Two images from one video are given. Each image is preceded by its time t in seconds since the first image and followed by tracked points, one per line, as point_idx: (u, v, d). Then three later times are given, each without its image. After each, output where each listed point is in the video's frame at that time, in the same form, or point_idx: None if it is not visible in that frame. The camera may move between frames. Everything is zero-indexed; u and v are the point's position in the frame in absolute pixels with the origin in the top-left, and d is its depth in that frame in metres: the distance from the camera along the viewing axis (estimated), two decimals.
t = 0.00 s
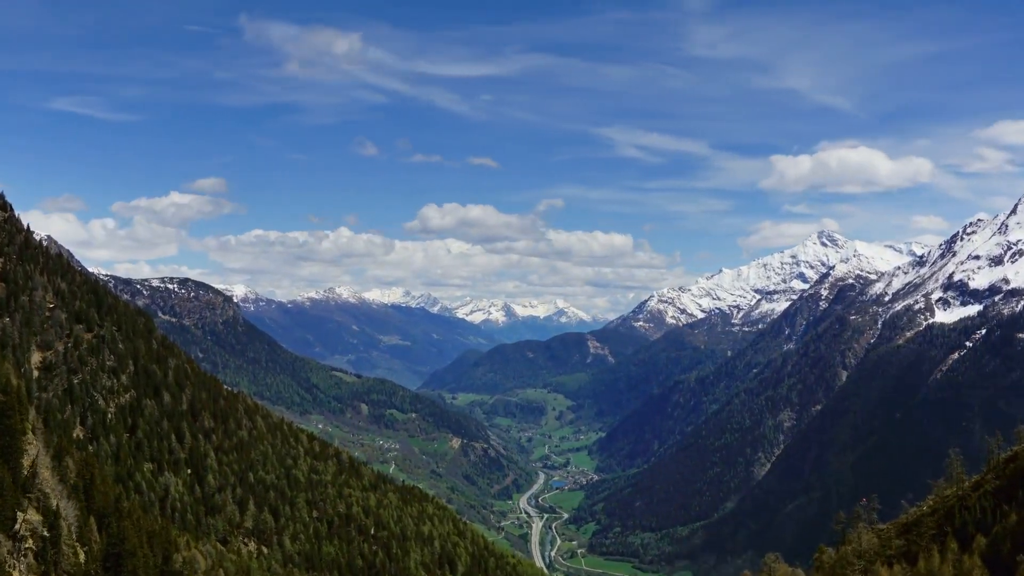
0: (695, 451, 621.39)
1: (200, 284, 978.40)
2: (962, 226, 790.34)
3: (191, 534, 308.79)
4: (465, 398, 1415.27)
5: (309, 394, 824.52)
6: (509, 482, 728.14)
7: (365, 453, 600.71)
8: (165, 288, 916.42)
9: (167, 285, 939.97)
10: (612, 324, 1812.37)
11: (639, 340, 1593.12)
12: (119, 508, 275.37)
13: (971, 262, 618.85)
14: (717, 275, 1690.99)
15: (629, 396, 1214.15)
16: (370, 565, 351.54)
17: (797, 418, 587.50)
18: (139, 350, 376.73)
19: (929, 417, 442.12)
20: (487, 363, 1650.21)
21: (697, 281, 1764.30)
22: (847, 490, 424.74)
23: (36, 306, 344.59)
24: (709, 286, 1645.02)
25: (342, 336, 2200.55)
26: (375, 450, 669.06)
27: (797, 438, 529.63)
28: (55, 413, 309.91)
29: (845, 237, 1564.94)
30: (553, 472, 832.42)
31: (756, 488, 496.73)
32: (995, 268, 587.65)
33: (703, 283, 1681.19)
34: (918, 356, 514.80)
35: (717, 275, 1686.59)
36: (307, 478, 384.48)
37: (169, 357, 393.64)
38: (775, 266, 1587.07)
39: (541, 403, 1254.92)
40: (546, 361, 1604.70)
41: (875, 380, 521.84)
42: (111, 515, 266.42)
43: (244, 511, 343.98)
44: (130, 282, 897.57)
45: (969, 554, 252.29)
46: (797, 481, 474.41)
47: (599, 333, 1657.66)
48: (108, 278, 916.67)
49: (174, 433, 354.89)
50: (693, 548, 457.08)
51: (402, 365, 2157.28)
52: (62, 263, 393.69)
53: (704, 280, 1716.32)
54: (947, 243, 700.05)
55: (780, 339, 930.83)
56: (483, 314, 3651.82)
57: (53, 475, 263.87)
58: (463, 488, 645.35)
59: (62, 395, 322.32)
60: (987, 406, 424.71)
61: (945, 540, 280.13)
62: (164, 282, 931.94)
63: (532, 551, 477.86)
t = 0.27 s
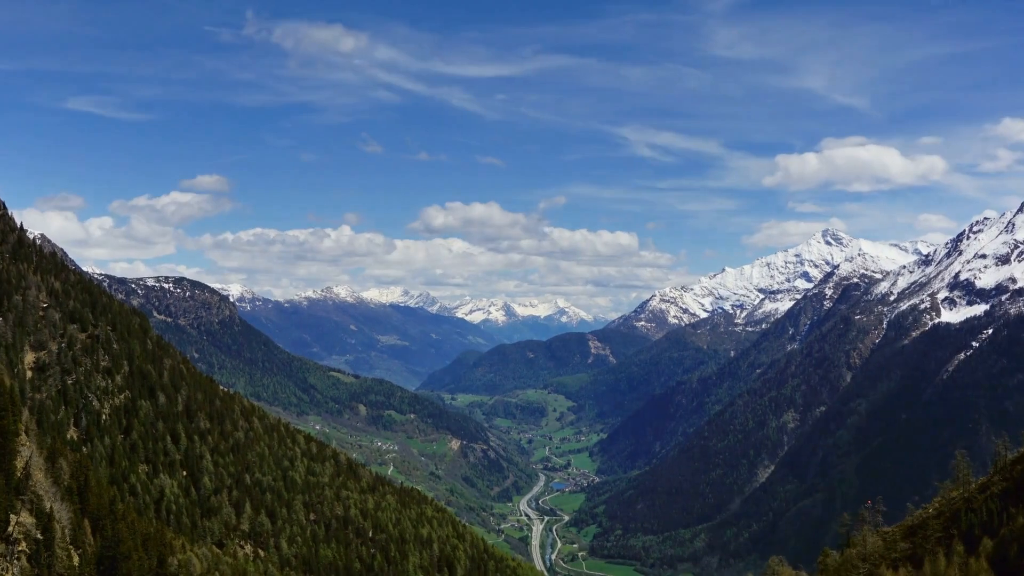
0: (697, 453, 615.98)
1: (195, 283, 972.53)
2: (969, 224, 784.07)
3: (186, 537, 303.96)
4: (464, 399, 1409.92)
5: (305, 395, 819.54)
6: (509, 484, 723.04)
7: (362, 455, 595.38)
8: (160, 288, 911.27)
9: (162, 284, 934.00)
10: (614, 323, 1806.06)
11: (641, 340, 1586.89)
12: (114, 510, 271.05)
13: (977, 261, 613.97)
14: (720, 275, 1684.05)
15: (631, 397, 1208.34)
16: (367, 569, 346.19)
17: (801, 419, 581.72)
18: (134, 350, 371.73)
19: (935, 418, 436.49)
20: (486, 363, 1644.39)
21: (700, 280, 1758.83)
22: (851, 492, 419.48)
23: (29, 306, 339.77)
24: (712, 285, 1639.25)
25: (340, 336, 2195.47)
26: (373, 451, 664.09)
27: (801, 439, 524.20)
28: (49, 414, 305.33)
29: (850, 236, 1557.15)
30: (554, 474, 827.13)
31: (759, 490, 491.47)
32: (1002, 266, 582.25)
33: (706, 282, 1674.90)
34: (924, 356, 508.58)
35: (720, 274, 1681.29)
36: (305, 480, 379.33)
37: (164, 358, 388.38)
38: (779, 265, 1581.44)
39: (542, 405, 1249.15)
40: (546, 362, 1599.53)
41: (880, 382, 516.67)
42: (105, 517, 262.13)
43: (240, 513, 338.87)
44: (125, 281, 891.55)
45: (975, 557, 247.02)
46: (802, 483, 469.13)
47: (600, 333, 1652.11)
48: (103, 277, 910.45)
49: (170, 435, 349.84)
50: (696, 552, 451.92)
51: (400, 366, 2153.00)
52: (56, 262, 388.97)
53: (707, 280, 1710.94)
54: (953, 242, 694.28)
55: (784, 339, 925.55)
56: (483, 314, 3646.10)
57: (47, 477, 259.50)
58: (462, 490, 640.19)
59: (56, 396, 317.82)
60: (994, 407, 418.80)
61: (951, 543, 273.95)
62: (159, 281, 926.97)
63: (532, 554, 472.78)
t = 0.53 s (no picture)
0: (700, 455, 610.59)
1: (190, 282, 966.25)
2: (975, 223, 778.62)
3: (182, 539, 299.31)
4: (463, 400, 1405.48)
5: (303, 396, 814.19)
6: (509, 486, 718.24)
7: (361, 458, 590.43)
8: (155, 286, 904.52)
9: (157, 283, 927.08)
10: (616, 323, 1800.53)
11: (643, 340, 1581.41)
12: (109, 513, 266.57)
13: (984, 260, 609.14)
14: (722, 274, 1678.03)
15: (632, 398, 1202.98)
16: (366, 571, 341.40)
17: (805, 420, 576.27)
18: (128, 351, 366.21)
19: (941, 419, 431.98)
20: (485, 364, 1638.70)
21: (703, 280, 1752.82)
22: (856, 494, 414.47)
23: (22, 305, 334.73)
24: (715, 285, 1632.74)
25: (337, 336, 2189.51)
26: (371, 453, 659.04)
27: (805, 440, 519.07)
28: (42, 415, 300.76)
29: (855, 235, 1550.29)
30: (554, 476, 822.04)
31: (764, 492, 486.31)
32: (1008, 265, 576.79)
33: (709, 282, 1669.11)
34: (929, 357, 503.73)
35: (723, 274, 1675.39)
36: (302, 482, 374.39)
37: (159, 358, 383.06)
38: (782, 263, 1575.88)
39: (542, 406, 1243.80)
40: (546, 362, 1594.00)
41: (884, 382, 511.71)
42: (99, 519, 257.63)
43: (236, 515, 333.92)
44: (119, 280, 884.68)
45: (982, 560, 241.56)
46: (806, 485, 464.10)
47: (602, 333, 1646.34)
48: (97, 276, 903.98)
49: (165, 436, 344.74)
50: (699, 555, 446.67)
51: (399, 366, 2147.84)
52: (50, 261, 383.54)
53: (710, 279, 1705.01)
54: (959, 241, 688.60)
55: (788, 339, 920.05)
56: (483, 314, 3640.52)
57: (40, 479, 255.24)
58: (461, 493, 634.95)
59: (50, 396, 313.09)
60: (1000, 407, 413.59)
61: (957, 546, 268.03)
62: (154, 279, 918.95)
63: (532, 558, 467.67)
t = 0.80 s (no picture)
0: (702, 456, 605.79)
1: (186, 280, 960.98)
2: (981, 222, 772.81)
3: (177, 542, 294.43)
4: (462, 400, 1400.97)
5: (300, 396, 809.75)
6: (509, 488, 713.15)
7: (359, 459, 585.64)
8: (151, 286, 899.24)
9: (152, 282, 921.87)
10: (618, 323, 1794.66)
11: (644, 340, 1575.89)
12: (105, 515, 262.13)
13: (990, 259, 604.00)
14: (725, 274, 1671.52)
15: (634, 399, 1198.12)
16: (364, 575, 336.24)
17: (809, 421, 570.78)
18: (123, 351, 361.44)
19: (947, 420, 427.63)
20: (485, 364, 1633.13)
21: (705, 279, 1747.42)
22: (860, 496, 409.54)
23: (14, 305, 330.03)
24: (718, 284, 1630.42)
25: (335, 336, 2184.40)
26: (370, 454, 654.42)
27: (809, 442, 514.53)
28: (35, 417, 296.31)
29: (859, 233, 1542.76)
30: (555, 478, 817.15)
31: (767, 494, 481.73)
32: (1015, 264, 571.64)
33: (711, 281, 1662.72)
34: (935, 357, 499.06)
35: (726, 273, 1670.54)
36: (299, 484, 369.39)
37: (154, 358, 378.04)
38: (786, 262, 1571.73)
39: (543, 406, 1238.52)
40: (547, 362, 1589.38)
41: (889, 383, 506.50)
42: (93, 521, 252.87)
43: (233, 518, 329.02)
44: (114, 280, 879.44)
45: (988, 562, 236.28)
46: (810, 488, 459.04)
47: (603, 333, 1641.49)
48: (92, 276, 898.88)
49: (160, 437, 339.95)
50: (701, 557, 441.94)
51: (398, 366, 2142.89)
52: (43, 260, 378.86)
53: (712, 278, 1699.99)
54: (965, 239, 682.76)
55: (791, 339, 915.29)
56: (483, 314, 3634.92)
57: (33, 481, 250.65)
58: (461, 495, 630.28)
59: (43, 397, 308.67)
60: (1007, 408, 408.68)
61: (964, 549, 262.56)
62: (149, 278, 913.42)
63: (533, 560, 463.08)
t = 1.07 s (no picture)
0: (705, 457, 600.74)
1: (181, 279, 955.18)
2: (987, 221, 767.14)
3: (172, 545, 290.07)
4: (462, 401, 1396.56)
5: (297, 397, 804.95)
6: (509, 490, 708.10)
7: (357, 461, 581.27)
8: (145, 285, 893.29)
9: (147, 281, 915.95)
10: (619, 322, 1788.59)
11: (646, 340, 1570.64)
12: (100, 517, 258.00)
13: (996, 258, 599.00)
14: (728, 273, 1665.45)
15: (635, 400, 1193.25)
16: None
17: (813, 423, 565.75)
18: (118, 351, 356.41)
19: (952, 421, 423.30)
20: (485, 364, 1627.75)
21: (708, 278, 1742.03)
22: (865, 498, 404.60)
23: (7, 304, 325.27)
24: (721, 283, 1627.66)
25: (332, 336, 2179.46)
26: (368, 456, 649.80)
27: (813, 443, 509.78)
28: (29, 418, 292.02)
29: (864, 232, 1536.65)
30: (555, 480, 812.17)
31: (770, 496, 477.13)
32: (1022, 263, 566.74)
33: (714, 280, 1656.73)
34: (941, 357, 494.39)
35: (729, 271, 1665.69)
36: (296, 486, 364.49)
37: (149, 358, 372.68)
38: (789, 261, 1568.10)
39: (544, 407, 1233.50)
40: (547, 363, 1584.40)
41: (894, 384, 501.61)
42: (87, 524, 248.04)
43: (229, 520, 324.17)
44: (108, 279, 873.42)
45: (995, 565, 230.95)
46: (814, 490, 454.42)
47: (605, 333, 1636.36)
48: (86, 274, 892.60)
49: (155, 439, 335.14)
50: (704, 561, 437.29)
51: (396, 366, 2137.73)
52: (37, 259, 373.81)
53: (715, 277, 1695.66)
54: (971, 238, 677.10)
55: (795, 340, 910.68)
56: (483, 314, 3629.53)
57: (27, 483, 246.45)
58: (460, 497, 625.75)
59: (36, 398, 304.33)
60: (1014, 408, 404.14)
61: (970, 552, 256.98)
62: (145, 277, 910.47)
63: (533, 563, 458.50)
